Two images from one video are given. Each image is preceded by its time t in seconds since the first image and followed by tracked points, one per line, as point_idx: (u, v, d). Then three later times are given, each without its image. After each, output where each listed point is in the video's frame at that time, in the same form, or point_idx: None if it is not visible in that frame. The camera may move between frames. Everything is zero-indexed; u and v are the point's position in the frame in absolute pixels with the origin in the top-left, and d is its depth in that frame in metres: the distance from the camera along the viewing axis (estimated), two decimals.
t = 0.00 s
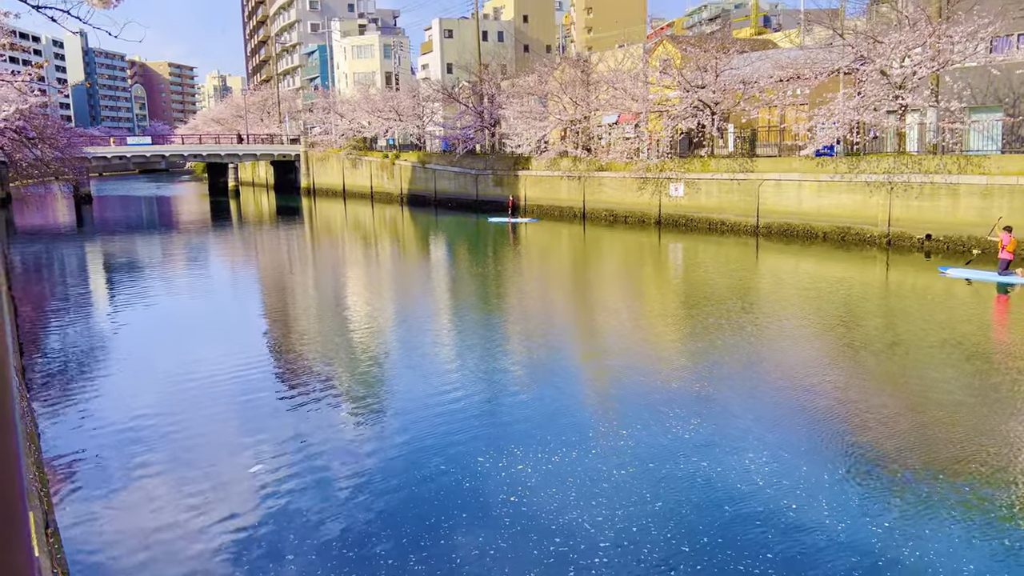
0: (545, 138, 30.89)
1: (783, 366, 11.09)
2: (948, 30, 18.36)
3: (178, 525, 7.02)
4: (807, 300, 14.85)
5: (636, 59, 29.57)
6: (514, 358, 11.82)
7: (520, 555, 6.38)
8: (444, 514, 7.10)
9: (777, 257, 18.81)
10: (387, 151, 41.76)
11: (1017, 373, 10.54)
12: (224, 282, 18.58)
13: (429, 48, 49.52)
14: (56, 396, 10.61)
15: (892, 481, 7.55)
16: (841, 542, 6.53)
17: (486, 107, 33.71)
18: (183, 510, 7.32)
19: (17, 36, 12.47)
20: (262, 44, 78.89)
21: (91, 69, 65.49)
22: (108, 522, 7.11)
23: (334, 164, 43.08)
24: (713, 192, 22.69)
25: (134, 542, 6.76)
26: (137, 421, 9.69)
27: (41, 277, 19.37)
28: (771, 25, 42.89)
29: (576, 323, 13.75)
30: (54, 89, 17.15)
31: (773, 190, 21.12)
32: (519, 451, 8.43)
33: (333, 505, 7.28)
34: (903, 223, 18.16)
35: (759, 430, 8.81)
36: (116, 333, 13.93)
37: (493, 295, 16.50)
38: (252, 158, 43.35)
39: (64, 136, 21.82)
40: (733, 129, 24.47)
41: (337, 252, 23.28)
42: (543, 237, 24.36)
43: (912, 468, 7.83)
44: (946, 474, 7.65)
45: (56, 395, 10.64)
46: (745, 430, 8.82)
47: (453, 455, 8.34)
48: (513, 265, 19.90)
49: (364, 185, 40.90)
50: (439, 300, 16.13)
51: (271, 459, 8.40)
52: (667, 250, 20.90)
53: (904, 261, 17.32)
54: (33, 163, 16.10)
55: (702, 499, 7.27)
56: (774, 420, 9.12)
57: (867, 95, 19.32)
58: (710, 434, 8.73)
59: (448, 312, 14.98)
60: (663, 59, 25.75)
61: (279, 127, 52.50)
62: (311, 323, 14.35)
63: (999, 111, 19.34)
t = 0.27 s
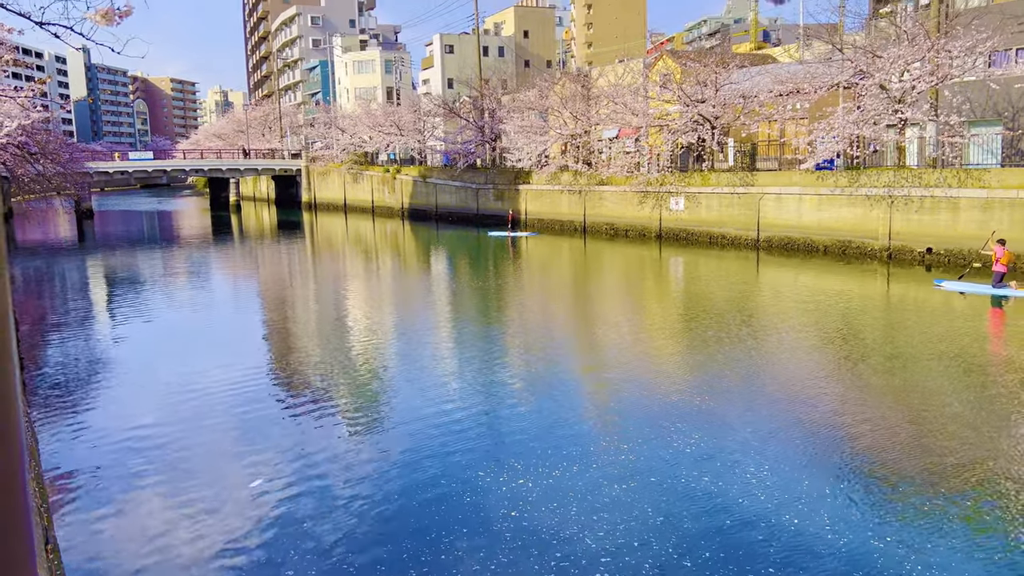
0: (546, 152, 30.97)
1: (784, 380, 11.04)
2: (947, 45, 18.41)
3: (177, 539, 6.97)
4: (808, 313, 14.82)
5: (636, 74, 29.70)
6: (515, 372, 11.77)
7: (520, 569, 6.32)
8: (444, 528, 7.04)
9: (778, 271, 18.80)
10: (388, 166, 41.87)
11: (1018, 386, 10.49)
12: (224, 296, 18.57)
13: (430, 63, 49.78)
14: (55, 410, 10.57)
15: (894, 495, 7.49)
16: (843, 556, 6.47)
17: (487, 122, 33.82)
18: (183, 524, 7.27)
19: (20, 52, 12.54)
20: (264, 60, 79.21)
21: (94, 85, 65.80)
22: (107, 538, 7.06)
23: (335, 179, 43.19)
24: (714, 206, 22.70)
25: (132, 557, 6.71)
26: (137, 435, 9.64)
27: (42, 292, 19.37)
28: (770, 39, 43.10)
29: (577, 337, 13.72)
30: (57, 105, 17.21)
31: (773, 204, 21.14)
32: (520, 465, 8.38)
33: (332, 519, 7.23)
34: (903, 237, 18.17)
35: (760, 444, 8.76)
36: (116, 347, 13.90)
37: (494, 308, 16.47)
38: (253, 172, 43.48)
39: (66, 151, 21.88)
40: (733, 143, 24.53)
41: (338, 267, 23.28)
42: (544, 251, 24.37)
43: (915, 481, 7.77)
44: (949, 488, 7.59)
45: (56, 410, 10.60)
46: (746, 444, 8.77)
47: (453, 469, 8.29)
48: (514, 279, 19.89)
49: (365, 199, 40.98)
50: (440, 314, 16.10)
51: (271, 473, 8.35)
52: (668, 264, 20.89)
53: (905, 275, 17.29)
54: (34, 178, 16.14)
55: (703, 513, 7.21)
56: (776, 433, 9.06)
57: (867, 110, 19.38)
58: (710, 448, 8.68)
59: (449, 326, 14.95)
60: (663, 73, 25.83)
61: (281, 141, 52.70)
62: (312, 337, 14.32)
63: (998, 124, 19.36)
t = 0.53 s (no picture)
0: (547, 166, 31.04)
1: (787, 393, 10.98)
2: (946, 59, 18.46)
3: (178, 555, 6.91)
4: (811, 327, 14.77)
5: (636, 88, 29.81)
6: (516, 386, 11.72)
7: None
8: (445, 544, 6.97)
9: (780, 285, 18.77)
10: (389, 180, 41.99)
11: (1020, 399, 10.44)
12: (225, 311, 18.54)
13: (431, 78, 50.02)
14: (55, 425, 10.53)
15: (897, 509, 7.42)
16: (847, 571, 6.39)
17: (487, 136, 33.91)
18: (183, 540, 7.21)
19: (23, 68, 12.59)
20: (266, 75, 79.71)
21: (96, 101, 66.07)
22: (106, 553, 6.99)
23: (336, 193, 43.28)
24: (714, 220, 22.71)
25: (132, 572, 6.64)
26: (138, 450, 9.58)
27: (43, 307, 19.34)
28: (769, 54, 43.30)
29: (578, 351, 13.66)
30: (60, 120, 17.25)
31: (774, 217, 21.15)
32: (521, 480, 8.31)
33: (332, 535, 7.16)
34: (904, 250, 18.16)
35: (762, 458, 8.69)
36: (117, 362, 13.87)
37: (495, 323, 16.42)
38: (255, 187, 43.60)
39: (68, 166, 21.93)
40: (733, 157, 24.58)
41: (339, 281, 23.26)
42: (545, 264, 24.35)
43: (918, 495, 7.70)
44: (953, 502, 7.52)
45: (57, 425, 10.56)
46: (749, 458, 8.70)
47: (454, 485, 8.22)
48: (515, 293, 19.85)
49: (366, 213, 41.06)
50: (441, 328, 16.06)
51: (272, 488, 8.29)
52: (669, 277, 20.86)
53: (906, 288, 17.25)
54: (37, 194, 16.16)
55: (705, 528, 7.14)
56: (778, 447, 9.00)
57: (866, 123, 19.43)
58: (713, 462, 8.61)
59: (450, 340, 14.89)
60: (663, 87, 25.89)
61: (282, 157, 52.86)
62: (313, 351, 14.27)
63: (999, 138, 19.41)
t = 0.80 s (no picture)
0: (548, 180, 31.12)
1: (789, 406, 10.93)
2: (945, 72, 18.48)
3: (177, 570, 6.85)
4: (812, 339, 14.74)
5: (637, 102, 29.92)
6: (517, 399, 11.68)
7: None
8: (445, 558, 6.91)
9: (781, 297, 18.75)
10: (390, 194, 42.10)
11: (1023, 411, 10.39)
12: (226, 325, 18.52)
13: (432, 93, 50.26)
14: (55, 439, 10.49)
15: (901, 523, 7.36)
16: None
17: (488, 150, 34.00)
18: (182, 554, 7.16)
19: (26, 84, 12.65)
20: (267, 90, 80.17)
21: (99, 116, 66.38)
22: (105, 568, 6.94)
23: (338, 207, 43.37)
24: (715, 233, 22.72)
25: None
26: (138, 464, 9.54)
27: (45, 321, 19.33)
28: (769, 67, 43.47)
29: (579, 364, 13.63)
30: (62, 136, 17.30)
31: (775, 230, 21.16)
32: (522, 494, 8.26)
33: (331, 549, 7.10)
34: (905, 263, 18.14)
35: (764, 472, 8.64)
36: (118, 376, 13.84)
37: (495, 336, 16.39)
38: (256, 202, 43.70)
39: (70, 182, 22.00)
40: (734, 170, 24.64)
41: (340, 294, 23.25)
42: (546, 278, 24.36)
43: (921, 508, 7.65)
44: (956, 515, 7.47)
45: (58, 439, 10.52)
46: (751, 471, 8.65)
47: (455, 498, 8.17)
48: (515, 306, 19.83)
49: (367, 227, 41.13)
50: (442, 342, 16.03)
51: (272, 502, 8.24)
52: (670, 290, 20.83)
53: (908, 301, 17.23)
54: (39, 209, 16.20)
55: (707, 542, 7.09)
56: (780, 461, 8.94)
57: (866, 136, 19.48)
58: (714, 475, 8.55)
59: (451, 353, 14.86)
60: (663, 102, 25.69)
61: (284, 171, 53.02)
62: (314, 365, 14.23)
63: (998, 150, 19.46)
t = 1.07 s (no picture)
0: (549, 193, 31.17)
1: (792, 418, 10.90)
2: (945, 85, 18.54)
3: None
4: (815, 351, 14.71)
5: (637, 115, 30.02)
6: (519, 412, 11.64)
7: None
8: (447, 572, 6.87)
9: (783, 310, 18.72)
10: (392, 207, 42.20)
11: None
12: (228, 339, 18.52)
13: (433, 106, 50.47)
14: (57, 452, 10.48)
15: (905, 536, 7.31)
16: None
17: (490, 164, 34.09)
18: (183, 568, 7.12)
19: (30, 99, 12.71)
20: (269, 104, 80.56)
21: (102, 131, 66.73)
22: None
23: (340, 221, 43.47)
24: (717, 245, 22.73)
25: None
26: (140, 478, 9.51)
27: (46, 335, 19.32)
28: (769, 80, 43.63)
29: (580, 377, 13.62)
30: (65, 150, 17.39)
31: (776, 243, 21.16)
32: (524, 507, 8.22)
33: (332, 563, 7.06)
34: (907, 275, 18.13)
35: (767, 484, 8.60)
36: (120, 390, 13.81)
37: (497, 349, 16.37)
38: (258, 215, 43.81)
39: (73, 195, 22.06)
40: (735, 183, 24.68)
41: (342, 308, 23.24)
42: (547, 291, 24.35)
43: (924, 520, 7.60)
44: (960, 527, 7.42)
45: (60, 452, 10.49)
46: (754, 484, 8.60)
47: (456, 512, 8.13)
48: (518, 319, 19.82)
49: (369, 241, 41.20)
50: (444, 354, 16.01)
51: (274, 515, 8.20)
52: (672, 303, 20.80)
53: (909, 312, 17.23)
54: (41, 223, 16.23)
55: (710, 555, 7.04)
56: (783, 473, 8.89)
57: (867, 149, 19.52)
58: (717, 488, 8.51)
59: (453, 366, 14.84)
60: (664, 114, 25.95)
61: (286, 185, 53.18)
62: (315, 378, 14.21)
63: (999, 162, 19.49)
